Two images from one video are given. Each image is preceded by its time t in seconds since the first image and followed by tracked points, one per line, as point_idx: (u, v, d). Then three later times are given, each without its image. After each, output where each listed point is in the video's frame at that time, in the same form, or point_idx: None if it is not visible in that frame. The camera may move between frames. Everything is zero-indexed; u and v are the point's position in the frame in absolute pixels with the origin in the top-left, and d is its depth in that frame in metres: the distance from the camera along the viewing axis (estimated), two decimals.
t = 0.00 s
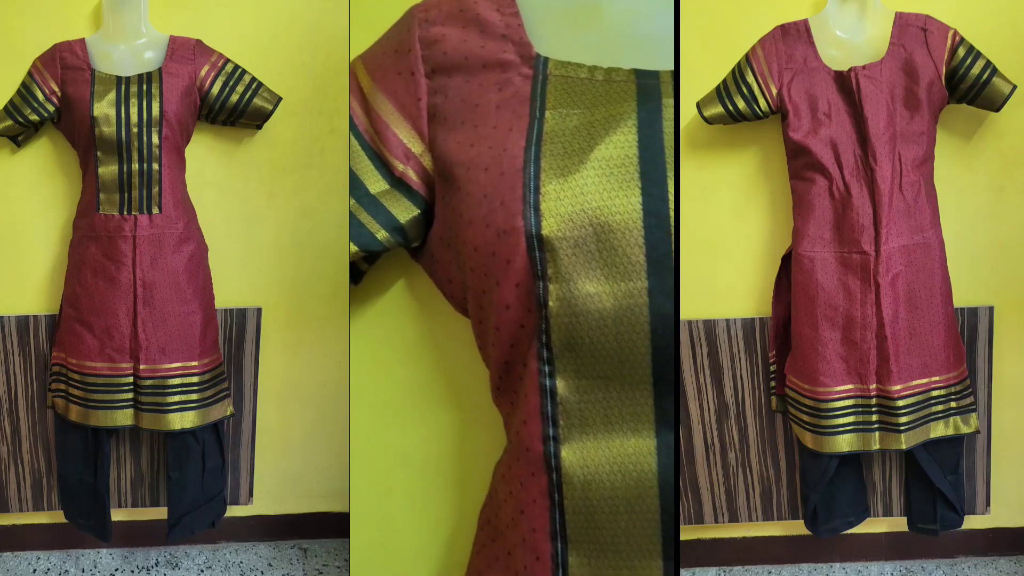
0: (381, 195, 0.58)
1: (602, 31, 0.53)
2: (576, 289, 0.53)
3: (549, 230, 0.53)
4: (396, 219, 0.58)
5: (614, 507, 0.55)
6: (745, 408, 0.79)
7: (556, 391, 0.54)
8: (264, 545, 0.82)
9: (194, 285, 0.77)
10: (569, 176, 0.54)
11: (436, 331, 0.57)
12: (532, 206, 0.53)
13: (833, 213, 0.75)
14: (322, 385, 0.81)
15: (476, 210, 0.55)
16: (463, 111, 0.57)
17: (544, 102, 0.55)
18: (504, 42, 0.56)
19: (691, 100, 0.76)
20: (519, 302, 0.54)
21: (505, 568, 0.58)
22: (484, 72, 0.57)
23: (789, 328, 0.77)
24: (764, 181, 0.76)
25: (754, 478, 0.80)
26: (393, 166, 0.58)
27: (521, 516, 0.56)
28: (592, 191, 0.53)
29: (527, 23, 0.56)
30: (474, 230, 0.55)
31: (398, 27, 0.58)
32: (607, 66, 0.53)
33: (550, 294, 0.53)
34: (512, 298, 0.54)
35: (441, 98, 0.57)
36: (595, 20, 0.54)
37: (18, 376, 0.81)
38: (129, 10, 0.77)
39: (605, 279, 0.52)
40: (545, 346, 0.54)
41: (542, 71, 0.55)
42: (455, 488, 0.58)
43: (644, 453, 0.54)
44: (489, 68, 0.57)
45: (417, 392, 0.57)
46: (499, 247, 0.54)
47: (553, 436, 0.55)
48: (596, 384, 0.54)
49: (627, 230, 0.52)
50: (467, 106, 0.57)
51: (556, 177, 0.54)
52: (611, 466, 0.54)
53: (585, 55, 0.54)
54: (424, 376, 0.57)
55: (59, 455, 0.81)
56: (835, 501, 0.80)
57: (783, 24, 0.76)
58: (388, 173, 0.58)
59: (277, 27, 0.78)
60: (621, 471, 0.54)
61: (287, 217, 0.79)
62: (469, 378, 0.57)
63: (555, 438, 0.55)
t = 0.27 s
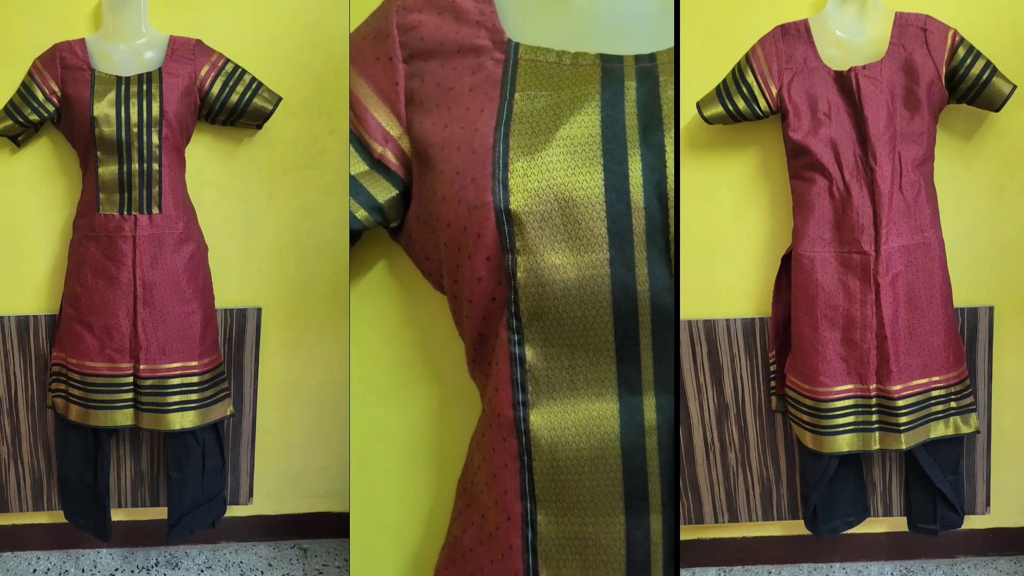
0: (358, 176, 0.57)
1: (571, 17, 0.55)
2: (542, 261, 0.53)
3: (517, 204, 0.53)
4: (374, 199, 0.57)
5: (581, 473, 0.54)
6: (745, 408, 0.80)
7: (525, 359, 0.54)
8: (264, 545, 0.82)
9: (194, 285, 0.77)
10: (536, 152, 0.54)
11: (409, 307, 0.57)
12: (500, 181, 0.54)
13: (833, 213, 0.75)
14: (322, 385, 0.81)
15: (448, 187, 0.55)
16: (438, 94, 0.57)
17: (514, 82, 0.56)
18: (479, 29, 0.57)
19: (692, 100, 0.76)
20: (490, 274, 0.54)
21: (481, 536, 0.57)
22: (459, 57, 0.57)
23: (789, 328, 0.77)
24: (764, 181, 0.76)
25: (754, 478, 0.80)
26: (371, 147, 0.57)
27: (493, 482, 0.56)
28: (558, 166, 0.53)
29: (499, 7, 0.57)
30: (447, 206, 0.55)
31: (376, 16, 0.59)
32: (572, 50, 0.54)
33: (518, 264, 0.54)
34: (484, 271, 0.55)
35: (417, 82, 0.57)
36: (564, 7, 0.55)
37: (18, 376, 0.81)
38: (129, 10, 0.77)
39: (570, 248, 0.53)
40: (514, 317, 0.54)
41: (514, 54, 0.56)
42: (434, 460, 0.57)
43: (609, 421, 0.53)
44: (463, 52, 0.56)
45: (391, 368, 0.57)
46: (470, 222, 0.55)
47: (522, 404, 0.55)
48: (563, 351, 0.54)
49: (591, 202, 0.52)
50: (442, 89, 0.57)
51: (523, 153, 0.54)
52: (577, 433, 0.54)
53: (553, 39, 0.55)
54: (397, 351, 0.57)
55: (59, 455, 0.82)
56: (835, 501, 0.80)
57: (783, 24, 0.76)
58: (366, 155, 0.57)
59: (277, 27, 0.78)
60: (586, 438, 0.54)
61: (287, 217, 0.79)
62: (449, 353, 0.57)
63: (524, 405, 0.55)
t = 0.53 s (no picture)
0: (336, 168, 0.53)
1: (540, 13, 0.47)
2: (507, 241, 0.46)
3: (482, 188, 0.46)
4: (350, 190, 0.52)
5: (544, 447, 0.47)
6: (745, 408, 0.80)
7: (491, 336, 0.47)
8: (264, 545, 0.82)
9: (194, 285, 0.77)
10: (499, 139, 0.46)
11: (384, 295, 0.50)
12: (468, 165, 0.46)
13: (833, 213, 0.75)
14: (322, 386, 0.81)
15: (416, 171, 0.48)
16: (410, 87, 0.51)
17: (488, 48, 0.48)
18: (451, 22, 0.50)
19: (692, 100, 0.76)
20: (458, 256, 0.47)
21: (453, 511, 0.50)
22: (432, 51, 0.50)
23: (789, 328, 0.77)
24: (763, 181, 0.76)
25: (754, 478, 0.80)
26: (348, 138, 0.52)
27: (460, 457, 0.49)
28: (520, 154, 0.46)
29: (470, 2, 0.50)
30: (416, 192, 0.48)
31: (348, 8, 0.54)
32: (537, 43, 0.46)
33: (485, 248, 0.46)
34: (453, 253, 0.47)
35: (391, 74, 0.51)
36: None
37: (18, 376, 0.81)
38: (129, 10, 0.77)
39: (531, 225, 0.46)
40: (481, 298, 0.47)
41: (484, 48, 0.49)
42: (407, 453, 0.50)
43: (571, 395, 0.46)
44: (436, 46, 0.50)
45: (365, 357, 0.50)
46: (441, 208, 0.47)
47: (489, 380, 0.48)
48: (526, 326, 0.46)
49: (553, 188, 0.45)
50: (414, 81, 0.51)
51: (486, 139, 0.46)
52: (540, 401, 0.46)
53: (520, 31, 0.47)
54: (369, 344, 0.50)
55: (59, 455, 0.82)
56: (835, 501, 0.80)
57: (783, 24, 0.77)
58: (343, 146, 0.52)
59: (277, 26, 0.78)
60: (551, 411, 0.46)
61: (287, 216, 0.79)
62: (427, 341, 0.49)
63: (490, 381, 0.47)
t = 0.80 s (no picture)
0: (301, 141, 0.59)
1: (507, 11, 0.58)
2: (472, 228, 0.57)
3: (449, 178, 0.57)
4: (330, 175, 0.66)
5: (509, 423, 0.59)
6: (745, 408, 0.79)
7: (459, 319, 0.59)
8: (264, 545, 0.82)
9: (194, 285, 0.77)
10: (466, 130, 0.57)
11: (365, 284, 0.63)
12: (434, 159, 0.58)
13: (833, 213, 0.75)
14: (322, 386, 0.80)
15: (390, 163, 0.60)
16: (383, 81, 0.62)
17: (449, 65, 0.59)
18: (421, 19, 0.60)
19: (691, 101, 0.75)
20: (428, 243, 0.59)
21: (425, 487, 0.62)
22: (402, 46, 0.61)
23: (789, 328, 0.78)
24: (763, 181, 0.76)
25: (754, 478, 0.80)
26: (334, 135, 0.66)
27: (433, 434, 0.61)
28: (485, 146, 0.57)
29: None
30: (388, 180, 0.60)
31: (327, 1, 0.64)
32: (504, 40, 0.57)
33: (452, 234, 0.58)
34: (422, 240, 0.59)
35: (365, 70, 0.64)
36: None
37: (18, 376, 0.81)
38: (129, 10, 0.77)
39: (497, 219, 0.57)
40: (450, 282, 0.59)
41: (451, 43, 0.60)
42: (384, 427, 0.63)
43: (533, 370, 0.58)
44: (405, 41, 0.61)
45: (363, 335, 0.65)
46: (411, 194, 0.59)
47: (458, 360, 0.60)
48: (492, 311, 0.59)
49: (516, 179, 0.56)
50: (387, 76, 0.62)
51: (454, 131, 0.57)
52: (506, 383, 0.59)
53: (488, 31, 0.58)
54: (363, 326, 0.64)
55: (59, 455, 0.82)
56: (835, 501, 0.80)
57: (783, 24, 0.76)
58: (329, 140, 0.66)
59: (278, 28, 0.77)
60: (515, 389, 0.59)
61: (286, 217, 0.78)
62: (403, 319, 0.62)
63: (459, 361, 0.60)
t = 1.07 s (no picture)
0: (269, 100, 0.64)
1: None
2: (437, 206, 0.64)
3: (416, 156, 0.64)
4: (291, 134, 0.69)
5: (476, 395, 0.66)
6: (745, 408, 0.79)
7: (428, 296, 0.66)
8: (263, 545, 0.81)
9: (194, 285, 0.77)
10: (432, 111, 0.64)
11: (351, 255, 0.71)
12: (402, 138, 0.64)
13: (833, 213, 0.76)
14: (322, 385, 0.79)
15: (359, 145, 0.67)
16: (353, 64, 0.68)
17: (416, 53, 0.66)
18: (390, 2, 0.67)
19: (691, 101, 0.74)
20: (397, 220, 0.66)
21: (398, 461, 0.68)
22: (372, 29, 0.68)
23: (789, 328, 0.78)
24: (763, 181, 0.75)
25: (754, 478, 0.80)
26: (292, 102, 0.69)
27: (405, 408, 0.68)
28: (451, 125, 0.64)
29: None
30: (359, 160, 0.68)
31: None
32: (471, 24, 0.65)
33: (418, 211, 0.64)
34: (392, 218, 0.66)
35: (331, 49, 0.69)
36: None
37: (18, 376, 0.82)
38: (129, 10, 0.77)
39: (463, 197, 0.64)
40: (417, 258, 0.65)
41: (419, 28, 0.66)
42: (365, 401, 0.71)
43: (499, 341, 0.65)
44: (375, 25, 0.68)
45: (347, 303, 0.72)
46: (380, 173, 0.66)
47: (427, 335, 0.66)
48: (460, 286, 0.65)
49: (479, 156, 0.63)
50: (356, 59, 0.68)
51: (421, 112, 0.64)
52: (473, 357, 0.66)
53: (454, 15, 0.66)
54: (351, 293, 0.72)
55: (58, 454, 0.82)
56: (835, 501, 0.80)
57: (783, 24, 0.76)
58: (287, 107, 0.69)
59: (278, 28, 0.77)
60: (481, 361, 0.66)
61: (286, 217, 0.77)
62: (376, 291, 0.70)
63: (428, 336, 0.66)
